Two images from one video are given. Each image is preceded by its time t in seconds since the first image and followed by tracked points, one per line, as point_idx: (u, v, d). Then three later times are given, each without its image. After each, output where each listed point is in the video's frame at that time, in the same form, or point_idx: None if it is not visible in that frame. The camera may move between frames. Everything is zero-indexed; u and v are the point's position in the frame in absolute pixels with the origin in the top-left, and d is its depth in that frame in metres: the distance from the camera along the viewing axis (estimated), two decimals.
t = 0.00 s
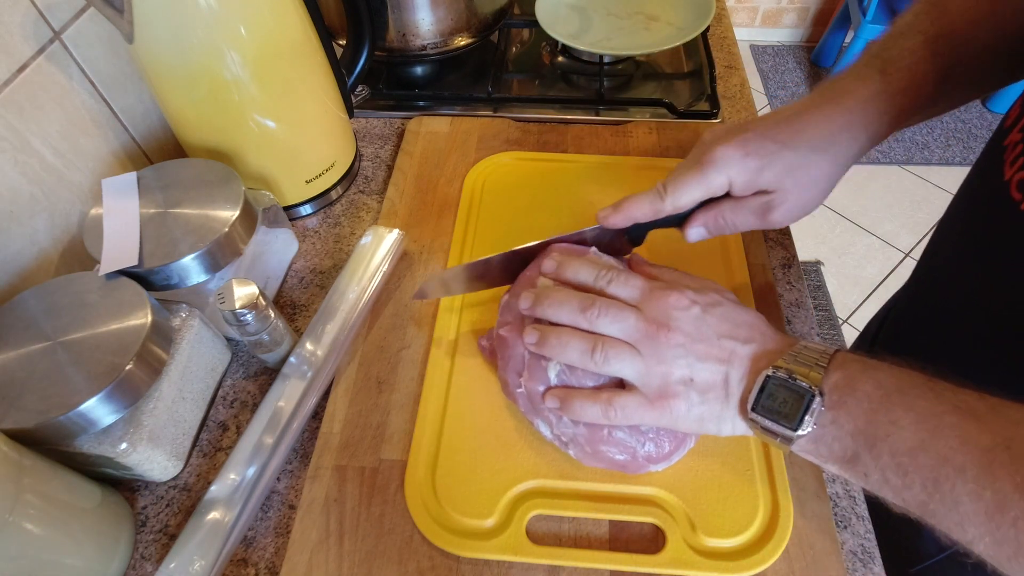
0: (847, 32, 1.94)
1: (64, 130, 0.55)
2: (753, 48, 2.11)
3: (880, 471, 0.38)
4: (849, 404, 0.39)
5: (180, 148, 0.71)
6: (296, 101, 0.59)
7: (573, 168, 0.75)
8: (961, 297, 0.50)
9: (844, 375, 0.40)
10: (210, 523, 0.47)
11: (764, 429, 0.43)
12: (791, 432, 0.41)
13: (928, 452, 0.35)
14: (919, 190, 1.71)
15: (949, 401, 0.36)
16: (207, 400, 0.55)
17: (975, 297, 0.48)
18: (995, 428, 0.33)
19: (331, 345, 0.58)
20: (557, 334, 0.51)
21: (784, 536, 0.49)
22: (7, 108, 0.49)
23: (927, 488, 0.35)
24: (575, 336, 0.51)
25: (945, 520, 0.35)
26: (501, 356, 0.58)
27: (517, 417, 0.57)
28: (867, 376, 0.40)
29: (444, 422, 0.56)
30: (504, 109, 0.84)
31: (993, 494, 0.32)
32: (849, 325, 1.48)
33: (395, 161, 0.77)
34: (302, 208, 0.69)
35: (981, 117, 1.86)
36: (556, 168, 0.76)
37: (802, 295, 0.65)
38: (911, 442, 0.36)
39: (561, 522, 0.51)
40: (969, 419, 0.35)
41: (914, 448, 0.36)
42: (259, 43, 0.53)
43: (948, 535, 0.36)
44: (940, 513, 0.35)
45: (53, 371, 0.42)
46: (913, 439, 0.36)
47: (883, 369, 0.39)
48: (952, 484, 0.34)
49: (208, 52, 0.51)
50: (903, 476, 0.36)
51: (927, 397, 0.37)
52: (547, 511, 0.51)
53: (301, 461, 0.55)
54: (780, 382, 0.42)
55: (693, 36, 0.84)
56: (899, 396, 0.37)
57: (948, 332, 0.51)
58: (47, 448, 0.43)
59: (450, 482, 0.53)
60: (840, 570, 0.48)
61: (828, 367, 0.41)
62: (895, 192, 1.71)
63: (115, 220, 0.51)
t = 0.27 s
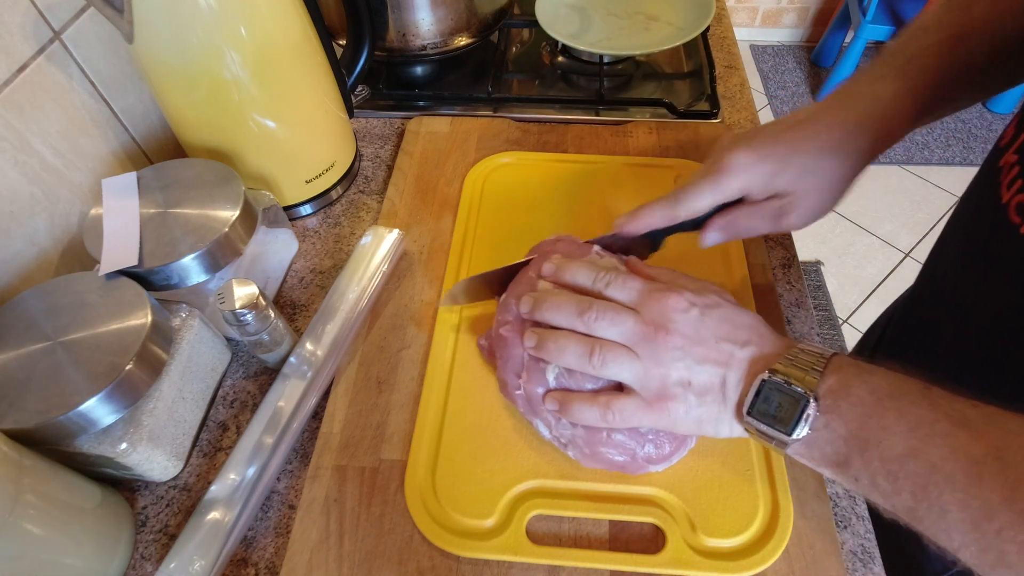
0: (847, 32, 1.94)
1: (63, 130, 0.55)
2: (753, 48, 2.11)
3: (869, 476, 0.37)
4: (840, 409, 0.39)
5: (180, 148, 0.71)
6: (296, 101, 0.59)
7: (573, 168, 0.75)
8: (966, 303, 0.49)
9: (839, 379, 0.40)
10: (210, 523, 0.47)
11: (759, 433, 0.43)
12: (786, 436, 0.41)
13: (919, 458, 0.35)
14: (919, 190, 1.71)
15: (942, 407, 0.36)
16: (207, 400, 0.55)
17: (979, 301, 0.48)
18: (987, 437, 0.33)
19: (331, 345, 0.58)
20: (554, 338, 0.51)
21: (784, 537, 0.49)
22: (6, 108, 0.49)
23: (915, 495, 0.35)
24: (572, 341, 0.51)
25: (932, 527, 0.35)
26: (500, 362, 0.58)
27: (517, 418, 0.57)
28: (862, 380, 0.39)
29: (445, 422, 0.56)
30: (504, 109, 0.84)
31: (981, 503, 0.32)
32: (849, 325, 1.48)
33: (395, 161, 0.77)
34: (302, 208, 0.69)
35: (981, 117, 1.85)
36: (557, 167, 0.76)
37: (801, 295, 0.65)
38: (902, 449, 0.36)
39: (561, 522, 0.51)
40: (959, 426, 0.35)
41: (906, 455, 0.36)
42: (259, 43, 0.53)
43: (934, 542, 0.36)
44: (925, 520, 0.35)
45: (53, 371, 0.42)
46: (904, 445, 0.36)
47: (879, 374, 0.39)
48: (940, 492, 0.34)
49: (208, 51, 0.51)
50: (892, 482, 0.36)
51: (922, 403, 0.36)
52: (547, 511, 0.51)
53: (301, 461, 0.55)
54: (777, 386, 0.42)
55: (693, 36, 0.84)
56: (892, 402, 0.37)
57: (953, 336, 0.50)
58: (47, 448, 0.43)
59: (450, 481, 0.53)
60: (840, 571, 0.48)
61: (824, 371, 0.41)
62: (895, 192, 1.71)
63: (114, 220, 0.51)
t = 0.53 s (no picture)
0: (847, 32, 1.94)
1: (64, 130, 0.55)
2: (753, 48, 2.11)
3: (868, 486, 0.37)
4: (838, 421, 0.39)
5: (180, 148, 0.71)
6: (296, 101, 0.59)
7: (573, 168, 0.75)
8: (964, 307, 0.49)
9: (834, 390, 0.40)
10: (210, 523, 0.47)
11: (757, 446, 0.43)
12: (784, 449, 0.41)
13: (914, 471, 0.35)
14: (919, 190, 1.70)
15: (937, 416, 0.36)
16: (207, 400, 0.55)
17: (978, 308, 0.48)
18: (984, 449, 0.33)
19: (331, 346, 0.58)
20: (548, 359, 0.51)
21: (785, 537, 0.49)
22: (7, 108, 0.49)
23: (914, 507, 0.35)
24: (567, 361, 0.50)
25: (931, 538, 0.34)
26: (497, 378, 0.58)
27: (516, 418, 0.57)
28: (857, 392, 0.39)
29: (445, 423, 0.56)
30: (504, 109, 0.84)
31: (979, 515, 0.32)
32: (849, 325, 1.48)
33: (395, 161, 0.77)
34: (302, 208, 0.69)
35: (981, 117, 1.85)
36: (556, 168, 0.76)
37: (802, 295, 0.65)
38: (899, 460, 0.36)
39: (561, 522, 0.51)
40: (955, 437, 0.34)
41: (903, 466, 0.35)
42: (260, 43, 0.53)
43: (934, 553, 0.35)
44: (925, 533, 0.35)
45: (53, 371, 0.42)
46: (901, 457, 0.36)
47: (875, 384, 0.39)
48: (938, 504, 0.34)
49: (208, 52, 0.51)
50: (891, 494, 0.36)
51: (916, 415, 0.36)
52: (547, 511, 0.51)
53: (301, 461, 0.55)
54: (773, 400, 0.41)
55: (693, 36, 0.84)
56: (888, 413, 0.37)
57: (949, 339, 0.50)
58: (47, 448, 0.43)
59: (450, 481, 0.53)
60: (840, 571, 0.48)
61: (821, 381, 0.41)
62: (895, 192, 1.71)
63: (115, 220, 0.51)
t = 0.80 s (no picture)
0: (847, 32, 1.94)
1: (64, 130, 0.55)
2: (753, 48, 2.11)
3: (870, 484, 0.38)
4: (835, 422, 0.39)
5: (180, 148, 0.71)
6: (296, 101, 0.59)
7: (573, 168, 0.75)
8: (962, 308, 0.49)
9: (830, 391, 0.40)
10: (210, 523, 0.47)
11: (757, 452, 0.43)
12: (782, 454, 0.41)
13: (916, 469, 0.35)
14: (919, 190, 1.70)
15: (938, 416, 0.36)
16: (207, 400, 0.55)
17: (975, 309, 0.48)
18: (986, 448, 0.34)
19: (331, 346, 0.58)
20: (545, 370, 0.50)
21: (785, 537, 0.49)
22: (7, 108, 0.49)
23: (917, 507, 0.35)
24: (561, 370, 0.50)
25: (935, 537, 0.35)
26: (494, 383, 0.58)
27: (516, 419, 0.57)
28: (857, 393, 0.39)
29: (445, 423, 0.56)
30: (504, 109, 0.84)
31: (981, 512, 0.33)
32: (849, 325, 1.48)
33: (395, 161, 0.77)
34: (302, 208, 0.69)
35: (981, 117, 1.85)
36: (556, 168, 0.76)
37: (802, 295, 0.65)
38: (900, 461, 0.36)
39: (561, 522, 0.51)
40: (956, 435, 0.35)
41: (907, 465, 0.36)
42: (260, 43, 0.53)
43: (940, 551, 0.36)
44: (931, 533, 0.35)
45: (53, 371, 0.42)
46: (903, 457, 0.36)
47: (872, 385, 0.39)
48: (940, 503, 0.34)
49: (208, 52, 0.51)
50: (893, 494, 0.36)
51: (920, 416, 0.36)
52: (547, 511, 0.51)
53: (301, 461, 0.55)
54: (771, 404, 0.41)
55: (693, 36, 0.84)
56: (889, 413, 0.37)
57: (949, 341, 0.51)
58: (47, 448, 0.43)
59: (450, 481, 0.53)
60: (840, 571, 0.48)
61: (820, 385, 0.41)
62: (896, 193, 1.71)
63: (114, 220, 0.51)
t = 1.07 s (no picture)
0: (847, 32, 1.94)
1: (64, 130, 0.55)
2: (753, 48, 2.11)
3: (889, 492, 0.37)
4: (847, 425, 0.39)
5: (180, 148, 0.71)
6: (296, 101, 0.59)
7: (573, 168, 0.75)
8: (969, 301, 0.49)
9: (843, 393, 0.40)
10: (210, 523, 0.47)
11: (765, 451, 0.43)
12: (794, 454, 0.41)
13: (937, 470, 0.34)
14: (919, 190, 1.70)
15: (948, 414, 0.35)
16: (208, 400, 0.55)
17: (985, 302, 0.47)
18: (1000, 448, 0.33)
19: (331, 346, 0.58)
20: (551, 370, 0.50)
21: (785, 537, 0.49)
22: (7, 108, 0.49)
23: (942, 507, 0.34)
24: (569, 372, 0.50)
25: (963, 540, 0.34)
26: (496, 385, 0.58)
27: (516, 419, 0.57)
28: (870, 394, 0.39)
29: (445, 423, 0.56)
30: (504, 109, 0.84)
31: (1012, 511, 0.32)
32: (849, 325, 1.48)
33: (395, 161, 0.77)
34: (302, 208, 0.69)
35: (981, 117, 1.84)
36: (556, 168, 0.76)
37: (802, 295, 0.65)
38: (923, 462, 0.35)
39: (561, 522, 0.51)
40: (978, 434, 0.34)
41: (924, 468, 0.35)
42: (259, 43, 0.53)
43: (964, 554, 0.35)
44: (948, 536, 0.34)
45: (53, 371, 0.42)
46: (924, 458, 0.35)
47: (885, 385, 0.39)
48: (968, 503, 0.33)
49: (208, 51, 0.51)
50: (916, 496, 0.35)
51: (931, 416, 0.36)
52: (547, 511, 0.51)
53: (301, 461, 0.55)
54: (781, 405, 0.42)
55: (693, 36, 0.84)
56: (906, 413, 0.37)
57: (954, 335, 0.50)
58: (47, 448, 0.43)
59: (450, 482, 0.53)
60: (840, 571, 0.48)
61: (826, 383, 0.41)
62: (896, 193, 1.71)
63: (115, 220, 0.51)
